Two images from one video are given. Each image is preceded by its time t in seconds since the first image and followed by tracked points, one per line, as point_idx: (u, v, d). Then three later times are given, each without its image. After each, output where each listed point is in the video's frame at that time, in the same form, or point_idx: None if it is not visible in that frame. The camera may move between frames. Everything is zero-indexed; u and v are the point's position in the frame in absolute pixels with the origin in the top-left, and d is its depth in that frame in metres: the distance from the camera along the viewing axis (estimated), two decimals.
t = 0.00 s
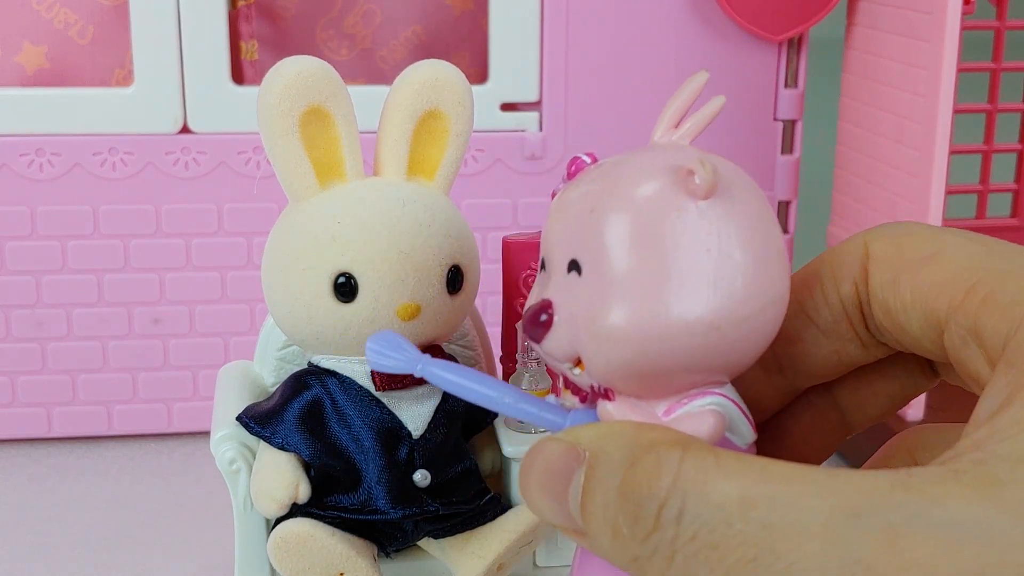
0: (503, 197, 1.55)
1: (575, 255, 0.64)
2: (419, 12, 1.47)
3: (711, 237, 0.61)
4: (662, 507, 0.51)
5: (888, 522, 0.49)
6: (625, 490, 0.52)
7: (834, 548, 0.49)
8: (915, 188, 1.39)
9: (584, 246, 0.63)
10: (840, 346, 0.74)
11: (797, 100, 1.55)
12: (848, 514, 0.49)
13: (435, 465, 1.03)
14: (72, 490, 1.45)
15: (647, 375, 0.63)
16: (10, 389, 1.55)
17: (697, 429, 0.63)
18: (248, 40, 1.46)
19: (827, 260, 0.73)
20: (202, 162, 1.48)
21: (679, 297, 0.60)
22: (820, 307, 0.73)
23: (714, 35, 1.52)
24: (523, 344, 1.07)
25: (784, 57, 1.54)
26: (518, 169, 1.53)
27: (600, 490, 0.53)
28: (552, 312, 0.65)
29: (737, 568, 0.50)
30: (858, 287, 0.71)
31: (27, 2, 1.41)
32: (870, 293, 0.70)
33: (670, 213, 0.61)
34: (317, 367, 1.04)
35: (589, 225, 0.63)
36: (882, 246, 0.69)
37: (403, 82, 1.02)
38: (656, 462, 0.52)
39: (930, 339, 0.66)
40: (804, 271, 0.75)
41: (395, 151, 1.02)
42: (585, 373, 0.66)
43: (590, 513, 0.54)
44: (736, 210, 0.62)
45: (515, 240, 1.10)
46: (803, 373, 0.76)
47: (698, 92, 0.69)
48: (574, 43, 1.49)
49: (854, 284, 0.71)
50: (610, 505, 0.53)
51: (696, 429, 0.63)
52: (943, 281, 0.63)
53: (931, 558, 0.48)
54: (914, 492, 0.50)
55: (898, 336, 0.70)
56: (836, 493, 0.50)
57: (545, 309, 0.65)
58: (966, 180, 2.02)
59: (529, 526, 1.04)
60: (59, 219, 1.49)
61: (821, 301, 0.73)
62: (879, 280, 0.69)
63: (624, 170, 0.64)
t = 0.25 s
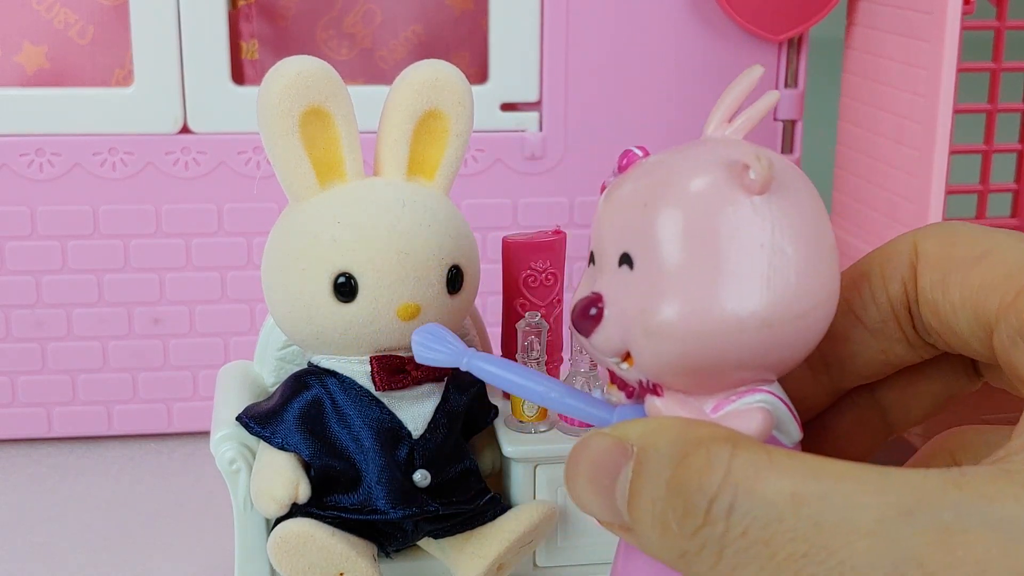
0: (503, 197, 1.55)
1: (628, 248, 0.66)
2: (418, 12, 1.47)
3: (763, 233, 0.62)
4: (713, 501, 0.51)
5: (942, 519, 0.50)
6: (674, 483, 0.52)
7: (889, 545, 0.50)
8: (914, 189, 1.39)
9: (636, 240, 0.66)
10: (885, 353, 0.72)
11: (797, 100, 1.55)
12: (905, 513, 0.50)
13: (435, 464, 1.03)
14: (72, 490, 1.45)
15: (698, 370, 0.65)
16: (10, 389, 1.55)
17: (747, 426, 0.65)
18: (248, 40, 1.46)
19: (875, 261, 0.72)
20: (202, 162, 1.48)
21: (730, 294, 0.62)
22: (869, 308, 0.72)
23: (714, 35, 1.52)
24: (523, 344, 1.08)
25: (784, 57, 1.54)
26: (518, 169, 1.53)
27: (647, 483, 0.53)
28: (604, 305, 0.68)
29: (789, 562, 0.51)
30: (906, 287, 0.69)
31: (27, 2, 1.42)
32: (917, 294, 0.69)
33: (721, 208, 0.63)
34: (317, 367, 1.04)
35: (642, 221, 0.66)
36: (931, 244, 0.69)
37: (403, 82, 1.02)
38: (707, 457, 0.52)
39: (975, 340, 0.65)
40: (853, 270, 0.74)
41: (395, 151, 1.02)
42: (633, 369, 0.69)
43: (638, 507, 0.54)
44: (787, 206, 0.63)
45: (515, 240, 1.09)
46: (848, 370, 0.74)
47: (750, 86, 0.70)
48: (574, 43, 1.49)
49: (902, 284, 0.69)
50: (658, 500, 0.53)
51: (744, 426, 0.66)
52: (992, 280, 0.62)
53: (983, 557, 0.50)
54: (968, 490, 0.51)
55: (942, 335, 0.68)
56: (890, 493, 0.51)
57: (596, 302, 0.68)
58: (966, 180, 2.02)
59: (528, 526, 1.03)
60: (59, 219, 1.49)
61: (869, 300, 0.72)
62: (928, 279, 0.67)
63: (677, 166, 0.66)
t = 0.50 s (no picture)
0: (503, 197, 1.55)
1: (655, 257, 0.68)
2: (418, 12, 1.47)
3: (790, 243, 0.64)
4: (739, 508, 0.51)
5: (966, 525, 0.50)
6: (701, 491, 0.52)
7: (913, 549, 0.50)
8: (914, 189, 1.39)
9: (663, 249, 0.67)
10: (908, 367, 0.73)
11: (797, 100, 1.55)
12: (927, 518, 0.50)
13: (435, 464, 1.03)
14: (72, 490, 1.45)
15: (723, 378, 0.67)
16: (10, 389, 1.55)
17: (769, 435, 0.68)
18: (248, 40, 1.46)
19: (900, 270, 0.72)
20: (201, 162, 1.48)
21: (756, 302, 0.64)
22: (892, 319, 0.73)
23: (714, 35, 1.52)
24: (523, 345, 1.08)
25: (784, 57, 1.54)
26: (518, 169, 1.53)
27: (673, 490, 0.53)
28: (629, 313, 0.69)
29: (815, 566, 0.51)
30: (930, 295, 0.70)
31: (27, 2, 1.42)
32: (940, 303, 0.69)
33: (748, 218, 0.65)
34: (317, 367, 1.04)
35: (668, 230, 0.67)
36: (955, 255, 0.69)
37: (403, 82, 1.02)
38: (734, 463, 0.52)
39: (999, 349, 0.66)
40: (877, 280, 0.75)
41: (395, 151, 1.02)
42: (657, 376, 0.70)
43: (665, 516, 0.54)
44: (814, 217, 0.65)
45: (515, 240, 1.09)
46: (870, 380, 0.75)
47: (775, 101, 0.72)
48: (574, 43, 1.49)
49: (925, 291, 0.70)
50: (684, 507, 0.53)
51: (770, 434, 0.68)
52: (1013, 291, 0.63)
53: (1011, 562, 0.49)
54: (992, 497, 0.51)
55: (966, 345, 0.69)
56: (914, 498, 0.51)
57: (622, 311, 0.70)
58: (966, 180, 2.02)
59: (528, 526, 1.03)
60: (59, 219, 1.49)
61: (892, 309, 0.72)
62: (953, 288, 0.68)
63: (704, 175, 0.68)
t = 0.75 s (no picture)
0: (503, 197, 1.55)
1: (688, 258, 0.70)
2: (418, 12, 1.47)
3: (824, 245, 0.66)
4: (780, 510, 0.55)
5: (1010, 531, 0.55)
6: (739, 495, 0.56)
7: (958, 553, 0.54)
8: (914, 189, 1.39)
9: (697, 251, 0.69)
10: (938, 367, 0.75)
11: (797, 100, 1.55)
12: (970, 523, 0.55)
13: (434, 464, 1.03)
14: (72, 490, 1.45)
15: (753, 379, 0.69)
16: (10, 389, 1.55)
17: (803, 439, 0.70)
18: (248, 40, 1.46)
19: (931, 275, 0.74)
20: (201, 162, 1.48)
21: (789, 308, 0.66)
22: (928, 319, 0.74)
23: (714, 35, 1.52)
24: (523, 345, 1.08)
25: (784, 57, 1.54)
26: (518, 169, 1.53)
27: (710, 494, 0.57)
28: (661, 315, 0.71)
29: (857, 569, 0.55)
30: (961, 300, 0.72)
31: (27, 3, 1.42)
32: (971, 308, 0.71)
33: (781, 220, 0.67)
34: (317, 367, 1.04)
35: (699, 233, 0.69)
36: (984, 258, 0.71)
37: (403, 82, 1.02)
38: (769, 466, 0.56)
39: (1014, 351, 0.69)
40: (910, 282, 0.76)
41: (395, 151, 1.02)
42: (690, 379, 0.72)
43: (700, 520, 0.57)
44: (846, 219, 0.67)
45: (515, 240, 1.09)
46: (901, 385, 0.77)
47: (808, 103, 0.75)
48: (574, 43, 1.49)
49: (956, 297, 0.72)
50: (721, 511, 0.56)
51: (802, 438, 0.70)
52: None
53: None
54: None
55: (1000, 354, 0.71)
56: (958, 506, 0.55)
57: (653, 312, 0.71)
58: (966, 180, 2.02)
59: (528, 526, 1.03)
60: (59, 219, 1.49)
61: (923, 313, 0.74)
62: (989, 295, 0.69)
63: (738, 176, 0.70)
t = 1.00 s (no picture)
0: (503, 197, 1.55)
1: (785, 277, 0.84)
2: (418, 12, 1.48)
3: (917, 263, 0.80)
4: (890, 532, 0.73)
5: None
6: (844, 518, 0.74)
7: None
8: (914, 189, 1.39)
9: (794, 272, 0.83)
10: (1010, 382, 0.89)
11: (797, 100, 1.55)
12: None
13: (435, 465, 1.03)
14: (72, 490, 1.45)
15: (845, 389, 0.82)
16: (10, 389, 1.55)
17: (903, 457, 0.84)
18: (248, 40, 1.46)
19: None
20: (201, 162, 1.48)
21: (883, 317, 0.79)
22: None
23: (714, 35, 1.52)
24: (523, 345, 1.08)
25: (784, 57, 1.54)
26: (518, 169, 1.53)
27: (809, 516, 0.75)
28: (755, 332, 0.86)
29: None
30: None
31: (27, 3, 1.42)
32: None
33: (875, 234, 0.81)
34: (317, 367, 1.04)
35: (798, 252, 0.83)
36: None
37: (403, 82, 1.02)
38: (880, 490, 0.74)
39: None
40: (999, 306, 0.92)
41: (395, 151, 1.02)
42: (782, 397, 0.88)
43: (802, 538, 0.76)
44: (938, 237, 0.81)
45: (515, 240, 1.09)
46: (988, 400, 0.93)
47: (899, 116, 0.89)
48: (574, 43, 1.49)
49: None
50: (824, 532, 0.75)
51: (901, 458, 0.84)
52: None
53: None
54: None
55: None
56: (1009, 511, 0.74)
57: (748, 330, 0.87)
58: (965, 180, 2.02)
59: (528, 526, 1.03)
60: (59, 219, 1.49)
61: (1012, 332, 0.89)
62: None
63: (833, 197, 0.84)
